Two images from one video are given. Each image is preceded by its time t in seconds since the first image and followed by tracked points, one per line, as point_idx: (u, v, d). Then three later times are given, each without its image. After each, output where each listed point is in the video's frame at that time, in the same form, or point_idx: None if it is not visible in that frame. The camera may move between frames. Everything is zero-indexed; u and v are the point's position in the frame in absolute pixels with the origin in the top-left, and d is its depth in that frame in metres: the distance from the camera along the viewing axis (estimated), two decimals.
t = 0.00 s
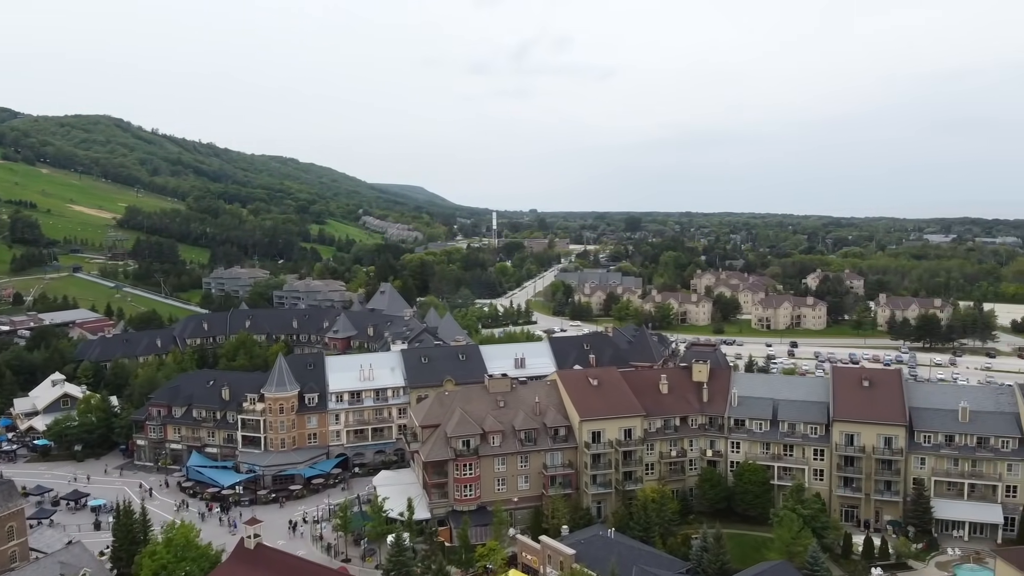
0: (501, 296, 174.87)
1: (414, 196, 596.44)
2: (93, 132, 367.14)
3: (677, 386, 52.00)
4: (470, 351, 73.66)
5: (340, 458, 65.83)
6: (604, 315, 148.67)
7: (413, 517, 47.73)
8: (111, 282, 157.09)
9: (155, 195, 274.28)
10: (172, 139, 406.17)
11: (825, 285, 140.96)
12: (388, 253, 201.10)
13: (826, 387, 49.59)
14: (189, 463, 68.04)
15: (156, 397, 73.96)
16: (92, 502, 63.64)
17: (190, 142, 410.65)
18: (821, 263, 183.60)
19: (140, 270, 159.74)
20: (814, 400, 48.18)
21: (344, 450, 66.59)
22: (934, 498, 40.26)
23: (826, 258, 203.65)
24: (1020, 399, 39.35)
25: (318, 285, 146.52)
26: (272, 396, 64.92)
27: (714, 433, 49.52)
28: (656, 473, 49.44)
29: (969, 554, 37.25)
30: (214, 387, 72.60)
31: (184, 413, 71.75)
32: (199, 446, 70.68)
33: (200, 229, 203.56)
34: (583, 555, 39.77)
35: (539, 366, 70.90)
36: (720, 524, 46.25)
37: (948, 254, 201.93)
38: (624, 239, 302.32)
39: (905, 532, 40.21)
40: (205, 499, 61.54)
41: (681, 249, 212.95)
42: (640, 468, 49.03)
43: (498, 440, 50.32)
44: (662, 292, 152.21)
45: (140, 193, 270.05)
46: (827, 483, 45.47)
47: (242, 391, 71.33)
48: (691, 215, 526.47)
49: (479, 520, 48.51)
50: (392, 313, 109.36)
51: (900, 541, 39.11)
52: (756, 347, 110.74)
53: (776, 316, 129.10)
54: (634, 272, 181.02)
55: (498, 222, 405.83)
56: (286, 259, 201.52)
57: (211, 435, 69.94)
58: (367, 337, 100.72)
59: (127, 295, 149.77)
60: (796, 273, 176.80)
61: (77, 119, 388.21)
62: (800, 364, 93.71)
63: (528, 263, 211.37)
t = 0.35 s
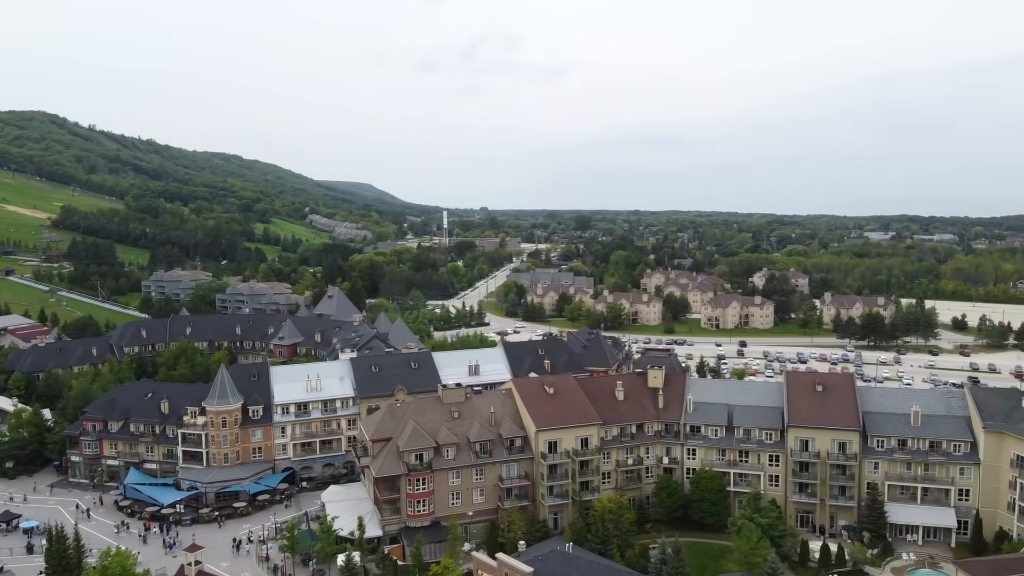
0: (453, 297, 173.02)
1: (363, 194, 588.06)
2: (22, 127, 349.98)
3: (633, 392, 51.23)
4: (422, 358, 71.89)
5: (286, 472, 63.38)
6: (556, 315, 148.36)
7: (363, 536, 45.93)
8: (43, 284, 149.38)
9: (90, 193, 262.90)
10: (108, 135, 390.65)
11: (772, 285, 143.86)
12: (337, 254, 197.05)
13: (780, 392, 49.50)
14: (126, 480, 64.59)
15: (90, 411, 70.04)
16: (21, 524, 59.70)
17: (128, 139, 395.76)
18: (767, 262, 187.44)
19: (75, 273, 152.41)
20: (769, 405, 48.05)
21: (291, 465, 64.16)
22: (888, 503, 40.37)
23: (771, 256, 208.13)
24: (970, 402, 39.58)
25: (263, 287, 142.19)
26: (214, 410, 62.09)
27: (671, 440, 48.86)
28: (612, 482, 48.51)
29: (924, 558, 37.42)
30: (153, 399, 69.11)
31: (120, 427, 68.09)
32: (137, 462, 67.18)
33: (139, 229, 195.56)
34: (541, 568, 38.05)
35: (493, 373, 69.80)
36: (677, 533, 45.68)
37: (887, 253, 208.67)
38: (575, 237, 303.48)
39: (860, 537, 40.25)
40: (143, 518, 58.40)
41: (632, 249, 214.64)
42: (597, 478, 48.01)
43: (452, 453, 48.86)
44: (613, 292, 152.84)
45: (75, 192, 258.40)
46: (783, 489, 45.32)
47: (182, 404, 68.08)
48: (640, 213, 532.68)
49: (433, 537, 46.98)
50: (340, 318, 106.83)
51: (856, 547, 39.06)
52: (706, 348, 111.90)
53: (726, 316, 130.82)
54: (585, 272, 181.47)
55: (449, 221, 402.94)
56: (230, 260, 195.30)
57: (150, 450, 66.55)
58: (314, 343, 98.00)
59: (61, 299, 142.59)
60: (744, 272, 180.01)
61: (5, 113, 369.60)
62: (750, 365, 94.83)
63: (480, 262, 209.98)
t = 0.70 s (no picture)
0: (404, 292, 170.41)
1: (310, 185, 576.29)
2: None
3: (590, 393, 50.30)
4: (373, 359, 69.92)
5: (232, 481, 60.97)
6: (509, 310, 147.44)
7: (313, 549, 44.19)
8: None
9: (21, 184, 249.98)
10: (39, 122, 372.51)
11: (720, 277, 145.87)
12: (283, 248, 191.83)
13: (736, 390, 49.33)
14: (61, 492, 61.07)
15: (21, 420, 65.97)
16: None
17: (61, 127, 378.25)
18: (716, 254, 190.12)
19: (4, 269, 144.32)
20: (724, 404, 47.83)
21: (235, 473, 61.69)
22: (843, 501, 40.47)
23: (719, 248, 211.32)
24: (922, 400, 39.86)
25: (206, 284, 137.29)
26: (153, 418, 59.16)
27: (627, 441, 48.09)
28: (569, 485, 47.50)
29: (879, 556, 37.64)
30: (89, 407, 65.36)
31: (54, 437, 64.24)
32: (72, 473, 63.54)
33: (73, 223, 186.66)
34: None
35: (446, 373, 68.51)
36: (635, 535, 45.08)
37: (830, 244, 214.04)
38: (526, 230, 302.95)
39: (816, 536, 40.31)
40: (80, 533, 55.26)
41: (583, 241, 215.14)
42: (554, 481, 46.65)
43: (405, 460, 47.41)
44: (566, 286, 152.66)
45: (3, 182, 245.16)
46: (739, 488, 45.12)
47: (120, 412, 64.61)
48: (589, 204, 535.88)
49: (386, 548, 45.55)
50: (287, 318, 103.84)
51: (813, 547, 39.03)
52: (658, 342, 112.53)
53: (676, 309, 131.97)
54: (537, 264, 181.00)
55: (399, 212, 397.83)
56: (171, 254, 188.18)
57: (86, 461, 63.05)
58: (260, 344, 94.94)
59: None
60: (693, 265, 182.18)
61: None
62: (702, 359, 95.63)
63: (431, 255, 207.50)
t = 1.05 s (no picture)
0: (354, 278, 167.10)
1: (256, 167, 561.26)
2: None
3: (547, 385, 49.35)
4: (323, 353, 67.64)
5: (176, 482, 58.52)
6: (463, 296, 145.97)
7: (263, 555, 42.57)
8: None
9: None
10: None
11: (672, 261, 147.05)
12: (228, 233, 185.91)
13: (692, 379, 49.05)
14: None
15: None
16: None
17: None
18: (666, 237, 191.63)
19: None
20: (680, 394, 47.51)
21: (179, 474, 59.18)
22: (798, 490, 40.59)
23: (669, 231, 213.18)
24: (875, 388, 40.19)
25: (147, 273, 131.92)
26: (90, 419, 56.10)
27: (584, 433, 47.35)
28: (526, 479, 46.55)
29: (834, 544, 37.92)
30: (21, 406, 61.11)
31: None
32: (6, 477, 59.81)
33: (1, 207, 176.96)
34: None
35: (399, 366, 66.96)
36: (592, 529, 44.46)
37: (777, 227, 218.17)
38: (478, 213, 300.59)
39: (772, 525, 40.36)
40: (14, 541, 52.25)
41: (535, 225, 214.50)
42: (511, 477, 45.78)
43: (357, 460, 45.91)
44: (519, 271, 151.86)
45: None
46: (696, 478, 44.89)
47: (55, 411, 60.53)
48: (541, 186, 536.03)
49: (339, 551, 44.10)
50: (232, 309, 100.46)
51: (769, 537, 39.03)
52: (612, 327, 112.61)
53: (629, 294, 132.48)
54: (490, 249, 179.54)
55: (348, 195, 390.55)
56: (109, 241, 180.38)
57: (20, 464, 59.41)
58: (203, 337, 91.57)
59: None
60: (644, 248, 183.28)
61: None
62: (655, 344, 95.98)
63: (381, 240, 203.93)
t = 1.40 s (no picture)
0: (303, 257, 163.02)
1: (197, 140, 542.52)
2: None
3: (503, 371, 48.25)
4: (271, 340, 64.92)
5: (118, 477, 55.62)
6: (415, 274, 143.82)
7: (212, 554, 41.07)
8: None
9: None
10: None
11: (624, 237, 147.44)
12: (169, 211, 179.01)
13: (649, 361, 48.63)
14: None
15: None
16: None
17: None
18: (618, 213, 192.08)
19: None
20: (638, 376, 47.01)
21: (122, 469, 56.33)
22: (754, 471, 40.69)
23: (621, 207, 213.77)
24: (830, 369, 40.35)
25: (83, 254, 125.97)
26: (24, 415, 52.92)
27: (542, 419, 46.46)
28: (484, 467, 45.54)
29: (790, 525, 38.17)
30: None
31: None
32: None
33: None
34: None
35: (351, 353, 65.23)
36: (552, 515, 43.77)
37: (726, 201, 220.78)
38: (429, 188, 296.53)
39: (729, 507, 40.39)
40: None
41: (488, 200, 212.63)
42: (468, 465, 44.74)
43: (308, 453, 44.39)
44: (473, 248, 150.27)
45: None
46: (654, 461, 44.58)
47: None
48: (492, 160, 532.19)
49: (291, 548, 42.70)
50: (175, 293, 96.65)
51: (727, 520, 39.02)
52: (566, 305, 112.28)
53: (583, 271, 132.42)
54: (442, 225, 177.20)
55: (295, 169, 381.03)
56: (41, 218, 171.75)
57: None
58: (144, 323, 87.88)
59: None
60: (596, 225, 183.34)
61: None
62: (610, 323, 95.97)
63: (330, 216, 199.41)
